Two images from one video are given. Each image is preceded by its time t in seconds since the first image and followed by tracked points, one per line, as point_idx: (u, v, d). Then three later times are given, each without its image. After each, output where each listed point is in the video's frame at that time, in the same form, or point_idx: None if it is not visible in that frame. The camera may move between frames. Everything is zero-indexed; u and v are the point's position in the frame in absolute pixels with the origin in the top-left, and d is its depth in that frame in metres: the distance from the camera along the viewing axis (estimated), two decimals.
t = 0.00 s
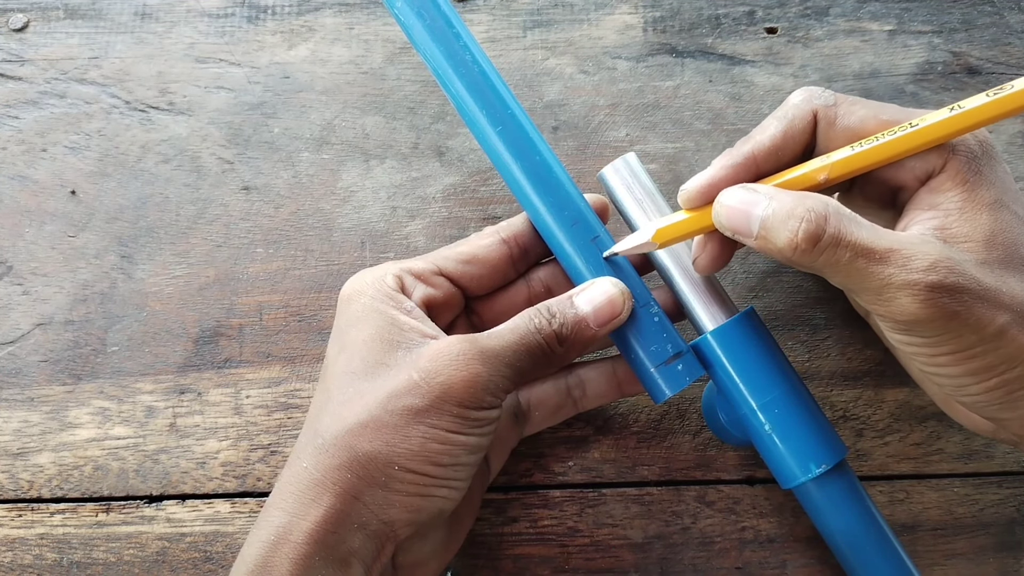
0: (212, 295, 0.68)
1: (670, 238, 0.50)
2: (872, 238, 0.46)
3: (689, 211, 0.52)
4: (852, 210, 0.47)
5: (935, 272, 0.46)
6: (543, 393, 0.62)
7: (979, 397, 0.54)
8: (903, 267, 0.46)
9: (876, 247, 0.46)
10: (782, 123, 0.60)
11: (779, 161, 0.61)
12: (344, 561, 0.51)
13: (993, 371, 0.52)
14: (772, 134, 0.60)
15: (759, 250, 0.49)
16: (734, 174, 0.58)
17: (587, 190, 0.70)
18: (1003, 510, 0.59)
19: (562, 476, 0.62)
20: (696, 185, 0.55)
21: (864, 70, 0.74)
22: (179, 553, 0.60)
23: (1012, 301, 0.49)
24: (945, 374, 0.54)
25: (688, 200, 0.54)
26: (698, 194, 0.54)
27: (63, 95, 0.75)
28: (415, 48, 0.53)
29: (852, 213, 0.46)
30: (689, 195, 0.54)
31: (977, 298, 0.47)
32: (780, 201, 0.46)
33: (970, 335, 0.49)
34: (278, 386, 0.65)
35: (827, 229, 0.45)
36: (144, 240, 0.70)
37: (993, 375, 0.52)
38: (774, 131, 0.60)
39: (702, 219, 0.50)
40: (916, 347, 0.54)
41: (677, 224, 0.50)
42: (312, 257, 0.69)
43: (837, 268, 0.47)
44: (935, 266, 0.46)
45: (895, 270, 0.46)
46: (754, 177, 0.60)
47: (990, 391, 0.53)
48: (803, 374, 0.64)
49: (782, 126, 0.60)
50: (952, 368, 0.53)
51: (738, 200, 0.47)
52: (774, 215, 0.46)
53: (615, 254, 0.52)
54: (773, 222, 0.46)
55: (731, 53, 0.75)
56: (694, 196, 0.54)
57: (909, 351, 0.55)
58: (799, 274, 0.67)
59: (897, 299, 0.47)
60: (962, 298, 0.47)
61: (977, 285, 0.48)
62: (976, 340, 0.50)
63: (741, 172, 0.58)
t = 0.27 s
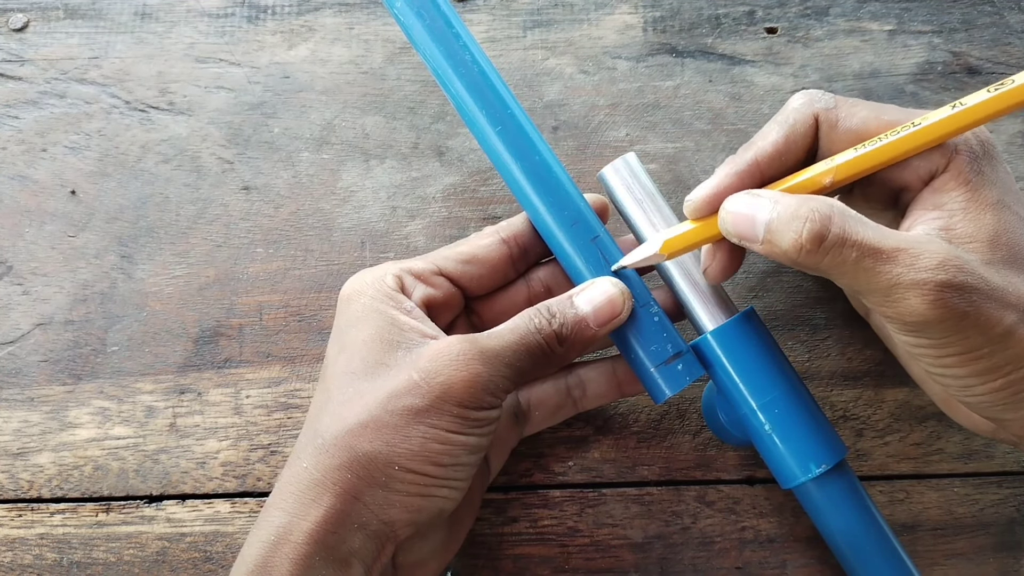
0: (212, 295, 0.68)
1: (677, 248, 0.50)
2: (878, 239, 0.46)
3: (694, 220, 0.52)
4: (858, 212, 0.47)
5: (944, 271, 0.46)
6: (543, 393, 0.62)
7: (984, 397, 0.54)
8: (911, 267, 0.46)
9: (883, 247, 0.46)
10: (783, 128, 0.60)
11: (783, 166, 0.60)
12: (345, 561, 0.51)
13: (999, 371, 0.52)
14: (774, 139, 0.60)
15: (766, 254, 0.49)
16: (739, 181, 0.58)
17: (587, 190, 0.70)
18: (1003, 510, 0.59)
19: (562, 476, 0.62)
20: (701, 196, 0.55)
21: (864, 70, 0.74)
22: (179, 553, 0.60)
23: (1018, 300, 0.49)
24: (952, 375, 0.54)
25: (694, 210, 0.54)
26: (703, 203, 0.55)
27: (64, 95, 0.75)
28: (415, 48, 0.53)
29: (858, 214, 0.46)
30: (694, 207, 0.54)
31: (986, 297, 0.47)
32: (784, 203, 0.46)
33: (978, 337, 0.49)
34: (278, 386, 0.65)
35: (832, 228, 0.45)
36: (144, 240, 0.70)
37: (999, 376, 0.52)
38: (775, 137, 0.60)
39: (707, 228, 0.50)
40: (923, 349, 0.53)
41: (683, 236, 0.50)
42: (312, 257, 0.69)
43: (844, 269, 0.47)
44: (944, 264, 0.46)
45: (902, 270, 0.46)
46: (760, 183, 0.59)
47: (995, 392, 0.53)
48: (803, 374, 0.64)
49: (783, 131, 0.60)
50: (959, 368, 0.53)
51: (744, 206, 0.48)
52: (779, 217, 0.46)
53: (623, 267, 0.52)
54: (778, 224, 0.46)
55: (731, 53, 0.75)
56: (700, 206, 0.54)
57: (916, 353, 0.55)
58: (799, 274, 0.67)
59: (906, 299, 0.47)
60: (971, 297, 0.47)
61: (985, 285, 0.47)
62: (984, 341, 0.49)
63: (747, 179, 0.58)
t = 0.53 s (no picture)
0: (212, 294, 0.68)
1: (698, 273, 0.50)
2: (889, 243, 0.46)
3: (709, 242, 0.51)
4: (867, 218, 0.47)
5: (958, 272, 0.46)
6: (543, 393, 0.62)
7: (990, 398, 0.54)
8: (923, 271, 0.46)
9: (894, 252, 0.46)
10: (786, 140, 0.60)
11: (793, 178, 0.60)
12: (344, 561, 0.51)
13: (1008, 373, 0.52)
14: (780, 154, 0.60)
15: (779, 267, 0.48)
16: (752, 199, 0.58)
17: (587, 190, 0.70)
18: (1003, 510, 0.59)
19: (562, 476, 0.62)
20: (716, 219, 0.54)
21: (864, 70, 0.74)
22: (179, 553, 0.60)
23: None
24: (960, 376, 0.54)
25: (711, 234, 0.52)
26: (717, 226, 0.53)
27: (64, 95, 0.75)
28: (415, 48, 0.53)
29: (866, 220, 0.46)
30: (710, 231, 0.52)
31: (999, 299, 0.47)
32: (792, 213, 0.46)
33: (991, 339, 0.49)
34: (278, 386, 0.65)
35: (839, 234, 0.45)
36: (144, 240, 0.70)
37: (1008, 377, 0.52)
38: (781, 151, 0.60)
39: (723, 249, 0.50)
40: (932, 351, 0.53)
41: (704, 260, 0.50)
42: (312, 257, 0.69)
43: (856, 276, 0.47)
44: (957, 266, 0.46)
45: (914, 274, 0.46)
46: (773, 199, 0.59)
47: (1003, 393, 0.53)
48: (803, 374, 0.64)
49: (788, 143, 0.60)
50: (968, 370, 0.53)
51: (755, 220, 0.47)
52: (787, 226, 0.46)
53: (647, 297, 0.51)
54: (786, 234, 0.46)
55: (731, 53, 0.75)
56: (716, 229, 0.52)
57: (925, 355, 0.54)
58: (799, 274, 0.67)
59: (920, 304, 0.46)
60: (984, 299, 0.46)
61: (997, 285, 0.47)
62: (995, 343, 0.49)
63: (759, 196, 0.58)
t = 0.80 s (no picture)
0: (212, 294, 0.68)
1: (677, 247, 0.50)
2: (881, 241, 0.46)
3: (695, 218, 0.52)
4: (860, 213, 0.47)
5: (947, 273, 0.46)
6: (543, 393, 0.62)
7: (985, 397, 0.54)
8: (913, 269, 0.46)
9: (886, 249, 0.46)
10: (784, 127, 0.60)
11: (785, 165, 0.60)
12: (344, 561, 0.51)
13: (1001, 373, 0.52)
14: (776, 139, 0.60)
15: (768, 255, 0.49)
16: (740, 182, 0.58)
17: (587, 190, 0.70)
18: (1003, 510, 0.59)
19: (562, 476, 0.62)
20: (702, 193, 0.55)
21: (864, 70, 0.74)
22: (179, 553, 0.60)
23: (1021, 301, 0.49)
24: (954, 376, 0.54)
25: (695, 207, 0.54)
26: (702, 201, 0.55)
27: (63, 95, 0.75)
28: (415, 48, 0.53)
29: (860, 216, 0.46)
30: (695, 203, 0.54)
31: (989, 299, 0.47)
32: (786, 205, 0.46)
33: (981, 339, 0.49)
34: (278, 386, 0.65)
35: (833, 231, 0.45)
36: (144, 240, 0.70)
37: (1002, 377, 0.52)
38: (777, 137, 0.60)
39: (708, 227, 0.50)
40: (926, 350, 0.53)
41: (686, 233, 0.50)
42: (312, 257, 0.69)
43: (847, 271, 0.47)
44: (947, 266, 0.46)
45: (904, 272, 0.46)
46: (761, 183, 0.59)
47: (997, 393, 0.53)
48: (803, 374, 0.64)
49: (785, 130, 0.60)
50: (961, 369, 0.53)
51: (748, 206, 0.47)
52: (781, 219, 0.46)
53: (623, 262, 0.52)
54: (780, 225, 0.46)
55: (731, 53, 0.75)
56: (700, 203, 0.54)
57: (918, 354, 0.55)
58: (799, 274, 0.67)
59: (908, 301, 0.47)
60: (974, 299, 0.46)
61: (988, 286, 0.47)
62: (987, 343, 0.49)
63: (748, 178, 0.58)
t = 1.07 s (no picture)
0: (212, 294, 0.68)
1: (669, 237, 0.50)
2: (874, 238, 0.46)
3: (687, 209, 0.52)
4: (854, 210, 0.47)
5: (937, 270, 0.46)
6: (543, 393, 0.62)
7: (981, 396, 0.54)
8: (906, 265, 0.46)
9: (878, 246, 0.46)
10: (782, 122, 0.60)
11: (779, 161, 0.61)
12: (344, 561, 0.51)
13: (996, 371, 0.52)
14: (772, 133, 0.60)
15: (760, 249, 0.49)
16: (734, 173, 0.58)
17: (587, 190, 0.70)
18: (1003, 510, 0.59)
19: (562, 476, 0.62)
20: (696, 183, 0.55)
21: (864, 70, 0.74)
22: (179, 553, 0.60)
23: (1015, 300, 0.49)
24: (948, 373, 0.54)
25: (688, 199, 0.54)
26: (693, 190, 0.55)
27: (63, 95, 0.75)
28: (415, 48, 0.53)
29: (853, 213, 0.46)
30: (689, 194, 0.54)
31: (981, 295, 0.47)
32: (780, 201, 0.46)
33: (973, 335, 0.49)
34: (279, 386, 0.65)
35: (827, 228, 0.45)
36: (144, 240, 0.70)
37: (997, 375, 0.52)
38: (774, 131, 0.60)
39: (700, 219, 0.50)
40: (919, 347, 0.53)
41: (676, 223, 0.50)
42: (312, 257, 0.69)
43: (839, 267, 0.47)
44: (937, 264, 0.46)
45: (896, 268, 0.46)
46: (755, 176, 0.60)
47: (992, 391, 0.53)
48: (803, 374, 0.64)
49: (782, 125, 0.60)
50: (955, 367, 0.53)
51: (739, 201, 0.47)
52: (775, 215, 0.46)
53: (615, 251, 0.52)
54: (773, 222, 0.46)
55: (731, 53, 0.75)
56: (694, 194, 0.54)
57: (913, 351, 0.55)
58: (799, 274, 0.67)
59: (900, 297, 0.47)
60: (966, 296, 0.47)
61: (981, 284, 0.47)
62: (980, 339, 0.49)
63: (741, 170, 0.59)
